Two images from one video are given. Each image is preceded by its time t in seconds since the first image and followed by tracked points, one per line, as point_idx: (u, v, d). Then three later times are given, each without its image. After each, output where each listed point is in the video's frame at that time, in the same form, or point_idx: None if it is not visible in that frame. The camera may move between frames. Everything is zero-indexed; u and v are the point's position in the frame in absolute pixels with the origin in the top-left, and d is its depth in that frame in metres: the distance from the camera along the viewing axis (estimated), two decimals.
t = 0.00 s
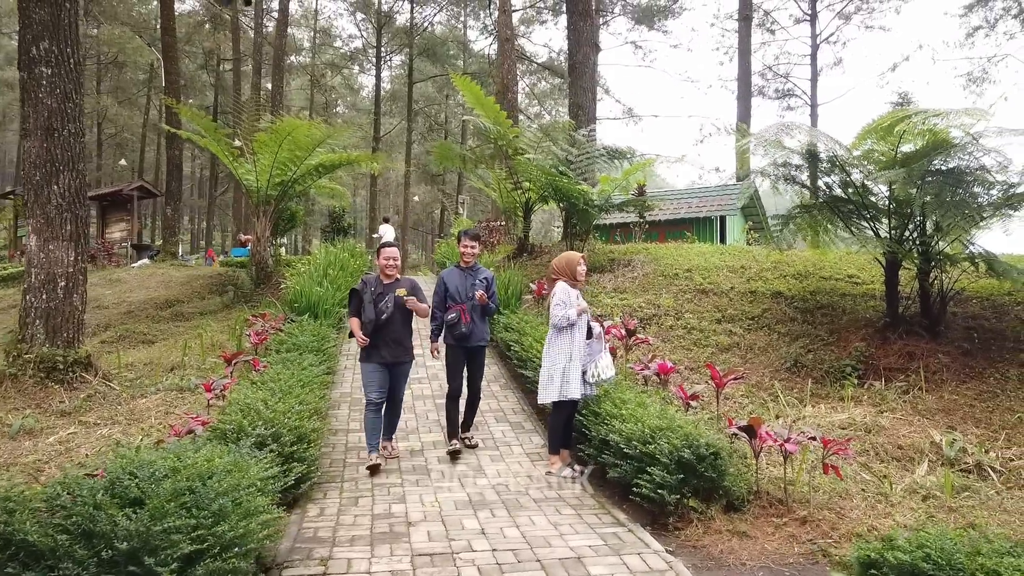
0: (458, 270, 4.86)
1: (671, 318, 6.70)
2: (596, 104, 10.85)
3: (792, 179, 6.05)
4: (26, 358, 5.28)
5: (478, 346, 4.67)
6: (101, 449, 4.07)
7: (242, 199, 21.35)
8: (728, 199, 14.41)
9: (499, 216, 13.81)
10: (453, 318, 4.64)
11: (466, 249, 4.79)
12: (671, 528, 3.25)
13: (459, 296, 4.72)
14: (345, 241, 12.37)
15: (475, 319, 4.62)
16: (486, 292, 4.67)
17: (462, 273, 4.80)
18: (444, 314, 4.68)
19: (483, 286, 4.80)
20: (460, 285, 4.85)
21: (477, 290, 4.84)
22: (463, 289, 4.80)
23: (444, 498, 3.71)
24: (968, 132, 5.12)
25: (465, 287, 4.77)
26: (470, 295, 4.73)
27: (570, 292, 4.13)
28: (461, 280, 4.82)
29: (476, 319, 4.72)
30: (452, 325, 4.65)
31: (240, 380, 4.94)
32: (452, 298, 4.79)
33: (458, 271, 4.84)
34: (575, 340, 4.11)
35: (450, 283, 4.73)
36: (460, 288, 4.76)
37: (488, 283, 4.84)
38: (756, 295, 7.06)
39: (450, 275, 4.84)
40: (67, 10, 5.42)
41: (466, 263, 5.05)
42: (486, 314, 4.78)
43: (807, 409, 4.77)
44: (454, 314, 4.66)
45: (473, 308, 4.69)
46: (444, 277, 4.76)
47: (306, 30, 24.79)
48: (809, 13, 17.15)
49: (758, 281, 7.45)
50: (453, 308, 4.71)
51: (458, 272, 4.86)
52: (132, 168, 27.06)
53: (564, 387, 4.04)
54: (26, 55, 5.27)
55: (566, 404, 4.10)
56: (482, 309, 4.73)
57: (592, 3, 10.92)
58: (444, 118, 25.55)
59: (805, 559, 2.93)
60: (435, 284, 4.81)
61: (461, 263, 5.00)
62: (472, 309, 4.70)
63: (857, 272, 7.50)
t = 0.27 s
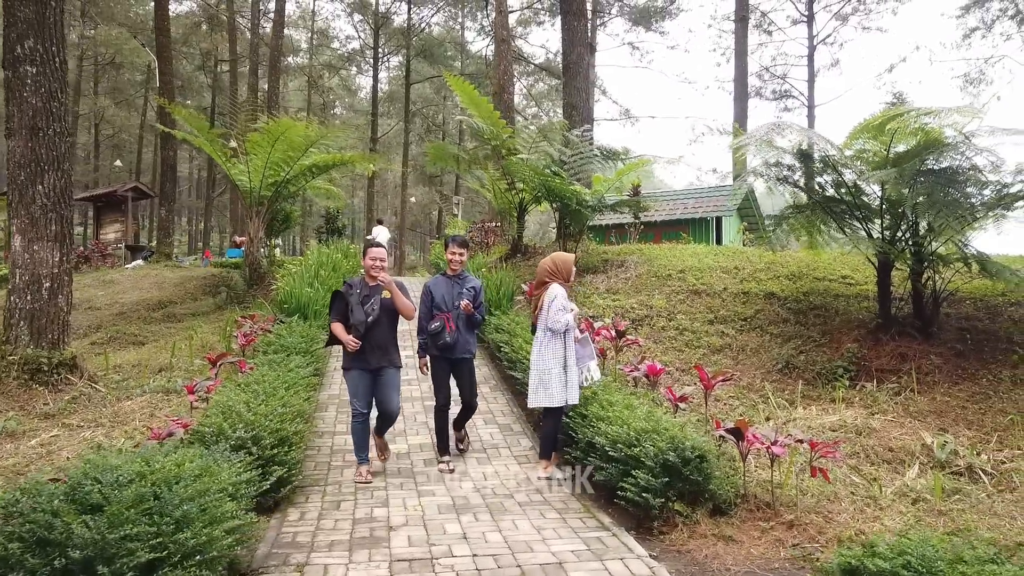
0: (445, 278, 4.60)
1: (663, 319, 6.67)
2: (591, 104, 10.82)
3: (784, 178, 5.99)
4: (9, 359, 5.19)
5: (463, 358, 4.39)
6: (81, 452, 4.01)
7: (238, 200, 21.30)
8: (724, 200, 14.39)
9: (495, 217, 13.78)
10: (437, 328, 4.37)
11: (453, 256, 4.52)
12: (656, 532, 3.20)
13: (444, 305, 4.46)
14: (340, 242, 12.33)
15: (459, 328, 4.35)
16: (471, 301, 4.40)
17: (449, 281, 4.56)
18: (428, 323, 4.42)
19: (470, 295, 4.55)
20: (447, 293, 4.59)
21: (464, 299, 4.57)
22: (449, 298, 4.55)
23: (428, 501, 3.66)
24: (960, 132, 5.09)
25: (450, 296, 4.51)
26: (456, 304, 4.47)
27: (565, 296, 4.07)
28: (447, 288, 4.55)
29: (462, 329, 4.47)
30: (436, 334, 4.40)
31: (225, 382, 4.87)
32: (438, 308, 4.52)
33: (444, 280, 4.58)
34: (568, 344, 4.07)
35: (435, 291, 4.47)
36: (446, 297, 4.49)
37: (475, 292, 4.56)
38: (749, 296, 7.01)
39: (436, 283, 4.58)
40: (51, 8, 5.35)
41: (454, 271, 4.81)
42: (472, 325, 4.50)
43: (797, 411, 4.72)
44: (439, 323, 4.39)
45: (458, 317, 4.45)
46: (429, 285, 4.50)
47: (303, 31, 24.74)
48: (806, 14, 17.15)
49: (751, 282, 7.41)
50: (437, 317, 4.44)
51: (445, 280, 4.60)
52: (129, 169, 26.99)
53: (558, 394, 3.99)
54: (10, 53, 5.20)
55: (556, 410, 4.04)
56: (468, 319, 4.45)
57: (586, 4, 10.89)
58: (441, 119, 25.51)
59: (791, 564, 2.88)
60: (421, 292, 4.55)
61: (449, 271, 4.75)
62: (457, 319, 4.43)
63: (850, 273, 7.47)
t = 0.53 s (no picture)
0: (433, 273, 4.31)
1: (654, 318, 6.64)
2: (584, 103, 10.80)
3: (774, 176, 5.94)
4: None
5: (452, 360, 4.16)
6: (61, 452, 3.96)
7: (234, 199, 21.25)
8: (719, 200, 14.38)
9: (489, 217, 13.76)
10: (425, 329, 4.12)
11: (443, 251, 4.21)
12: (637, 533, 3.17)
13: (433, 304, 4.20)
14: (334, 241, 12.31)
15: (448, 330, 4.10)
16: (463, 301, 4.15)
17: (438, 277, 4.27)
18: (415, 323, 4.16)
19: (460, 294, 4.27)
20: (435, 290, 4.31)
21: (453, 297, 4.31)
22: (438, 296, 4.27)
23: (410, 502, 3.62)
24: (949, 129, 5.07)
25: (440, 294, 4.24)
26: (445, 303, 4.21)
27: (563, 299, 4.05)
28: (436, 286, 4.27)
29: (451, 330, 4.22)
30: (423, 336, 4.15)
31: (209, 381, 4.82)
32: (425, 306, 4.26)
33: (433, 275, 4.29)
34: (556, 346, 4.08)
35: (423, 289, 4.20)
36: (435, 295, 4.23)
37: (465, 290, 4.29)
38: (740, 294, 6.97)
39: (424, 280, 4.28)
40: (36, 5, 5.32)
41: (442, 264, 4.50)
42: (462, 324, 4.25)
43: (785, 411, 4.68)
44: (427, 324, 4.14)
45: (448, 318, 4.19)
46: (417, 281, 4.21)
47: (299, 31, 24.69)
48: (803, 13, 17.14)
49: (742, 280, 7.37)
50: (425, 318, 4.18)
51: (433, 275, 4.31)
52: (125, 168, 26.92)
53: (546, 395, 4.01)
54: None
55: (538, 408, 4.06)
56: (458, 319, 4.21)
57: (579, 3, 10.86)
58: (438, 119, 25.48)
59: (771, 564, 2.85)
60: (407, 289, 4.28)
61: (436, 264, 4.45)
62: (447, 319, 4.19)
63: (842, 271, 7.44)
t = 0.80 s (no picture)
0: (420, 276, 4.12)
1: (641, 318, 6.62)
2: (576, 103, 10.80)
3: (760, 176, 5.91)
4: None
5: (444, 367, 3.98)
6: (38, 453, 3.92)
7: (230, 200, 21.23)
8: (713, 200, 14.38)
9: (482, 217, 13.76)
10: (416, 335, 3.91)
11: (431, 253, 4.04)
12: (610, 534, 3.16)
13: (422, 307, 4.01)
14: (326, 242, 12.30)
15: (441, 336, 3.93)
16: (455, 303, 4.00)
17: (428, 280, 4.05)
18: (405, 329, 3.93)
19: (449, 297, 4.08)
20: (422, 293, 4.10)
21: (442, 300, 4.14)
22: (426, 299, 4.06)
23: (386, 503, 3.60)
24: (931, 128, 5.08)
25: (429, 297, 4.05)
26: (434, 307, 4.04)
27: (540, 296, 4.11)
28: (425, 289, 4.06)
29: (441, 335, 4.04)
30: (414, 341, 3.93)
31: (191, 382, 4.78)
32: (413, 310, 4.06)
33: (420, 278, 4.10)
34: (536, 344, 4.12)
35: (413, 292, 3.97)
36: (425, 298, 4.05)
37: (454, 292, 4.12)
38: (728, 295, 6.95)
39: (412, 282, 4.06)
40: (19, 4, 5.21)
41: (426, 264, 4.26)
42: (451, 328, 4.08)
43: (768, 411, 4.67)
44: (417, 329, 3.94)
45: (438, 322, 4.00)
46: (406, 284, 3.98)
47: (296, 31, 24.67)
48: (799, 14, 17.15)
49: (731, 281, 7.35)
50: (415, 322, 3.95)
51: (421, 277, 4.08)
52: (121, 168, 26.86)
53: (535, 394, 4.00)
54: None
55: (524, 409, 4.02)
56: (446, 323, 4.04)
57: (571, 3, 10.87)
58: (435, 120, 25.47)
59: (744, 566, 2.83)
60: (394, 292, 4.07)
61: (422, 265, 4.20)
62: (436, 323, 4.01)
63: (830, 272, 7.43)
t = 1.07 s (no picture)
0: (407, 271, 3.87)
1: (627, 317, 6.61)
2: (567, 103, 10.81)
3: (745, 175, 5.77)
4: None
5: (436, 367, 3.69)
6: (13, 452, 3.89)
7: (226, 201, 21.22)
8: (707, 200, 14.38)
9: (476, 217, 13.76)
10: (411, 334, 3.61)
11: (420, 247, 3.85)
12: (581, 533, 3.15)
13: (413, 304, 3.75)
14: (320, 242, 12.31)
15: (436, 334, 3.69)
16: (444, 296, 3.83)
17: (416, 277, 3.82)
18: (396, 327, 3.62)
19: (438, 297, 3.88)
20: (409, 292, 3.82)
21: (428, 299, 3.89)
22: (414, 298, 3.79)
23: (360, 502, 3.57)
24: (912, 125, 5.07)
25: (418, 293, 3.81)
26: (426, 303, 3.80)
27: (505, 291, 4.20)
28: (414, 287, 3.80)
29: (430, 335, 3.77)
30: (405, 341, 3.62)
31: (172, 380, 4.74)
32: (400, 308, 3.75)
33: (408, 273, 3.85)
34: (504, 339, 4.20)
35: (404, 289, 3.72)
36: (415, 295, 3.79)
37: (441, 288, 3.92)
38: (715, 294, 6.93)
39: (400, 280, 3.77)
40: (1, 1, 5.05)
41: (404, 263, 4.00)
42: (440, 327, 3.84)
43: (750, 410, 4.65)
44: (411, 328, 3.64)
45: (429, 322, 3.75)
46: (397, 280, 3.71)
47: (294, 32, 24.66)
48: (796, 14, 17.15)
49: (718, 280, 7.34)
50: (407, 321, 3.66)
51: (409, 275, 3.83)
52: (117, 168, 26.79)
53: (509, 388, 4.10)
54: None
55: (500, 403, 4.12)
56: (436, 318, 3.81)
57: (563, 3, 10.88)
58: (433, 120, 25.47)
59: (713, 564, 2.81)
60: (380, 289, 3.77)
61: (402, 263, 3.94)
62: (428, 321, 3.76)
63: (817, 271, 7.43)
